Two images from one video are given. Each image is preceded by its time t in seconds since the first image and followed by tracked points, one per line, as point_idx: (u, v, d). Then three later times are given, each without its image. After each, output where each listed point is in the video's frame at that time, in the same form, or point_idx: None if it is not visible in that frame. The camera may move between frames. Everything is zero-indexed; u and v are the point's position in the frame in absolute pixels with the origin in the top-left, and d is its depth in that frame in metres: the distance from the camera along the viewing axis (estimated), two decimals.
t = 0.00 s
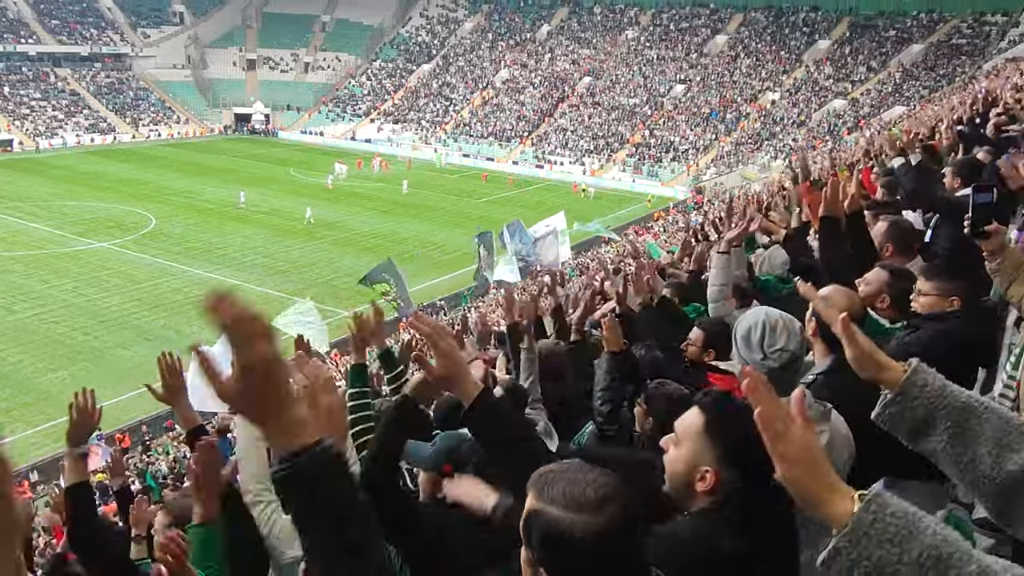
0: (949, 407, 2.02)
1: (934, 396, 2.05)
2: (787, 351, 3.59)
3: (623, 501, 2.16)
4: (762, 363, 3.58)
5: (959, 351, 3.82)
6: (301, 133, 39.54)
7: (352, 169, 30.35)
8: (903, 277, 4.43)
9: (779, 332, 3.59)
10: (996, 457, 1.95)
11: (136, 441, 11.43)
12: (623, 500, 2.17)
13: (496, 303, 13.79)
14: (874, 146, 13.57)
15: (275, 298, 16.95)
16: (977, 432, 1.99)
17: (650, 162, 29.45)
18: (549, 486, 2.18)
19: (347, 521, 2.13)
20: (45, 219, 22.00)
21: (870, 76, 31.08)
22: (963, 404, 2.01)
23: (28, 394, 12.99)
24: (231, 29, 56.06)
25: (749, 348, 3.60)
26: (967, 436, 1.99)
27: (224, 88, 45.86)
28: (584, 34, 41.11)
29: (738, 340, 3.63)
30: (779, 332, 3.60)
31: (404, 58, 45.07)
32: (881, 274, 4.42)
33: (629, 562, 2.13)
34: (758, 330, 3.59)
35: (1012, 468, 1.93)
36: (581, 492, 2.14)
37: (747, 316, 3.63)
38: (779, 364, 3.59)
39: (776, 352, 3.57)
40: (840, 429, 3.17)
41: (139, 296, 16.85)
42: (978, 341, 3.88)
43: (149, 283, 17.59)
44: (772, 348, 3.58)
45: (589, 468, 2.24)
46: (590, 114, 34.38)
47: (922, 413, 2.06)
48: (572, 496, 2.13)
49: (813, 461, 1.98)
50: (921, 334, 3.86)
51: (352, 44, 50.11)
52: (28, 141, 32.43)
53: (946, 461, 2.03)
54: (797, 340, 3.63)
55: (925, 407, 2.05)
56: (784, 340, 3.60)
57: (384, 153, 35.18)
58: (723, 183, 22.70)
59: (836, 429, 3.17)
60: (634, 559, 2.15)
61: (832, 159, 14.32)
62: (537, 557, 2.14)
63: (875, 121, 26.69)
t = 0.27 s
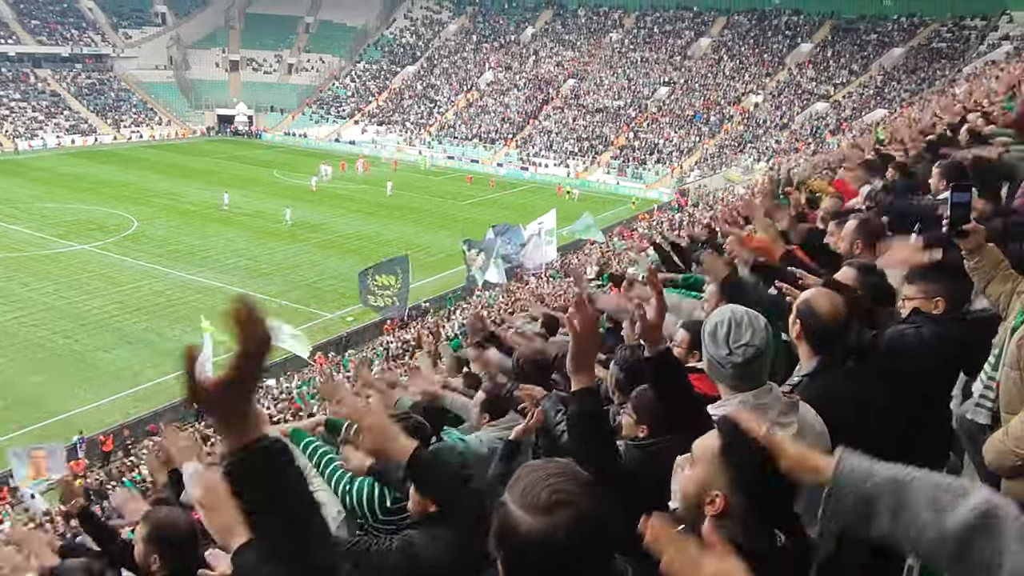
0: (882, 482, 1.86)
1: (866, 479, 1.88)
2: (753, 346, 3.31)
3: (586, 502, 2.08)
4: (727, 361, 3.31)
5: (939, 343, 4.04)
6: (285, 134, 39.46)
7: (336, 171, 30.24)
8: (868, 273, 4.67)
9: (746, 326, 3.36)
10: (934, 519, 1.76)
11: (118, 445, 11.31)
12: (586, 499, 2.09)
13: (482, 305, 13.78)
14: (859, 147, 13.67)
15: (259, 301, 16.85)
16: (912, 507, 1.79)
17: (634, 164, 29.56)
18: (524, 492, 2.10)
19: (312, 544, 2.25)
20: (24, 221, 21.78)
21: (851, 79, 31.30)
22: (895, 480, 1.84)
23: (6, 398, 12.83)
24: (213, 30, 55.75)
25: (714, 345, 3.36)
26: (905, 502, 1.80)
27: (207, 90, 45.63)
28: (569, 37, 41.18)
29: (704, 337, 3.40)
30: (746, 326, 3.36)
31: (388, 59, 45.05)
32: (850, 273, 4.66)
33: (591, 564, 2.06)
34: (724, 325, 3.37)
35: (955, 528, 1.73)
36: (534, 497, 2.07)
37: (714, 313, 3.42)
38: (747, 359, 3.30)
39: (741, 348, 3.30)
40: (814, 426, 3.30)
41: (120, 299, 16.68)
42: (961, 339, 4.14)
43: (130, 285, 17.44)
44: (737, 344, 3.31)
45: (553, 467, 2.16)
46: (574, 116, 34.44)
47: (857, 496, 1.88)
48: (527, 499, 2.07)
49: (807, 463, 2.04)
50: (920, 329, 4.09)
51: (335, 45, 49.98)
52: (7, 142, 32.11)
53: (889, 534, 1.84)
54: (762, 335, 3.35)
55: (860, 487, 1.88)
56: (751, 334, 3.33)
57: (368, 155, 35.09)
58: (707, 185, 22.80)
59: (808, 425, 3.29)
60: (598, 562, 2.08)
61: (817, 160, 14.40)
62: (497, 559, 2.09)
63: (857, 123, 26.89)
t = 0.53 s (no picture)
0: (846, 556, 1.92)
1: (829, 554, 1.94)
2: (734, 345, 3.23)
3: (551, 508, 2.08)
4: (710, 359, 3.24)
5: (917, 347, 3.97)
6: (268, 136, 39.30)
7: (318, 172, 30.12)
8: (852, 275, 4.52)
9: (727, 324, 3.27)
10: None
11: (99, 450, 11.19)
12: (551, 505, 2.08)
13: (467, 308, 13.79)
14: (843, 148, 13.78)
15: (241, 303, 16.74)
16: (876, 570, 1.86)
17: (618, 166, 29.73)
18: (496, 501, 2.09)
19: None
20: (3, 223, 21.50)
21: (832, 82, 31.58)
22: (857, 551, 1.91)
23: None
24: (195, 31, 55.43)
25: (696, 343, 3.29)
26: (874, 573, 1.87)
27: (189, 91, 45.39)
28: (553, 39, 41.26)
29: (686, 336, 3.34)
30: (726, 325, 3.27)
31: (372, 61, 44.92)
32: (832, 277, 4.50)
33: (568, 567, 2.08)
34: (706, 323, 3.29)
35: None
36: (502, 505, 2.07)
37: (696, 312, 3.34)
38: (729, 358, 3.23)
39: (721, 346, 3.23)
40: (801, 425, 3.31)
41: (102, 302, 16.54)
42: (943, 343, 4.04)
43: (111, 288, 17.29)
44: (718, 343, 3.24)
45: (519, 474, 2.16)
46: (558, 118, 34.51)
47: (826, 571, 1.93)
48: (493, 507, 2.09)
49: None
50: (895, 336, 4.00)
51: (318, 47, 49.86)
52: None
53: None
54: (744, 331, 3.27)
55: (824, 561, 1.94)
56: (732, 333, 3.25)
57: (352, 157, 35.02)
58: (690, 187, 22.93)
59: (794, 424, 3.30)
60: (572, 564, 2.09)
61: (800, 162, 14.51)
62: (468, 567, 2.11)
63: (839, 126, 27.13)
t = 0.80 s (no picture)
0: (913, 407, 1.84)
1: (899, 397, 1.86)
2: (729, 346, 3.35)
3: (569, 522, 2.18)
4: (706, 360, 3.34)
5: (891, 348, 4.06)
6: (251, 138, 39.14)
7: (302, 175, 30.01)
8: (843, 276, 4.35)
9: (722, 327, 3.40)
10: (955, 457, 1.80)
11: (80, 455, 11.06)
12: (568, 520, 2.19)
13: (452, 309, 13.78)
14: (828, 149, 13.88)
15: (224, 306, 16.63)
16: (937, 427, 1.82)
17: (602, 168, 29.89)
18: (511, 512, 2.19)
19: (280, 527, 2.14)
20: None
21: (815, 85, 31.83)
22: (926, 402, 1.84)
23: None
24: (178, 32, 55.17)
25: (691, 345, 3.40)
26: (930, 437, 1.83)
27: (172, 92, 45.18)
28: (537, 41, 41.34)
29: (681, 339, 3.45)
30: (721, 327, 3.40)
31: (356, 63, 44.81)
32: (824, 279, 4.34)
33: None
34: (701, 326, 3.41)
35: (973, 465, 1.78)
36: (519, 519, 2.16)
37: (690, 316, 3.47)
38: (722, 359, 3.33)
39: (717, 347, 3.34)
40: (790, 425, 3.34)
41: (83, 305, 16.37)
42: (913, 343, 4.13)
43: (93, 291, 17.13)
44: (714, 344, 3.36)
45: (532, 490, 2.24)
46: (543, 120, 34.59)
47: (885, 412, 1.87)
48: (509, 523, 2.16)
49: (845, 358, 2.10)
50: (864, 339, 4.08)
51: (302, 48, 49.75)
52: None
53: (909, 462, 1.86)
54: (737, 334, 3.40)
55: (888, 401, 1.87)
56: (727, 335, 3.38)
57: (336, 158, 34.96)
58: (674, 189, 23.03)
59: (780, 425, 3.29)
60: None
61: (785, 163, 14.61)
62: None
63: (821, 128, 27.34)
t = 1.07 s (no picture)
0: (861, 444, 1.88)
1: (847, 436, 1.90)
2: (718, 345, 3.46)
3: (557, 527, 2.21)
4: (697, 358, 3.49)
5: (879, 348, 4.14)
6: (235, 140, 38.97)
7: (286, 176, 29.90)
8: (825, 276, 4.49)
9: (713, 326, 3.55)
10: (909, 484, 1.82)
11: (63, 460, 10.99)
12: (557, 523, 2.21)
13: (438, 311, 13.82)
14: (814, 150, 13.96)
15: (209, 309, 16.57)
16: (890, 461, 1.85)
17: (588, 169, 30.00)
18: (503, 520, 2.22)
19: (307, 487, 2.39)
20: None
21: (798, 87, 32.02)
22: (875, 439, 1.87)
23: None
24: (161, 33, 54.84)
25: (684, 344, 3.54)
26: (884, 468, 1.85)
27: (154, 94, 44.89)
28: (522, 43, 41.36)
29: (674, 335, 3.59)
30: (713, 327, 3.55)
31: (341, 64, 44.69)
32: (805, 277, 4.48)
33: None
34: (693, 323, 3.56)
35: (930, 492, 1.80)
36: (509, 524, 2.20)
37: (682, 315, 3.62)
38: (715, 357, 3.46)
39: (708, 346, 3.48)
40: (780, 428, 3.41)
41: (65, 308, 16.26)
42: (903, 345, 4.23)
43: (76, 294, 17.01)
44: (704, 342, 3.49)
45: (529, 494, 2.27)
46: (528, 122, 34.62)
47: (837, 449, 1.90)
48: (500, 528, 2.20)
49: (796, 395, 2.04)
50: (861, 335, 4.17)
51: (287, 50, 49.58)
52: None
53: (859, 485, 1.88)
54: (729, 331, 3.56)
55: (838, 440, 1.90)
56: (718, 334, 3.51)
57: (320, 160, 34.91)
58: (659, 191, 23.14)
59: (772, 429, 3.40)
60: None
61: (770, 164, 14.70)
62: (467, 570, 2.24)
63: (805, 129, 27.53)
